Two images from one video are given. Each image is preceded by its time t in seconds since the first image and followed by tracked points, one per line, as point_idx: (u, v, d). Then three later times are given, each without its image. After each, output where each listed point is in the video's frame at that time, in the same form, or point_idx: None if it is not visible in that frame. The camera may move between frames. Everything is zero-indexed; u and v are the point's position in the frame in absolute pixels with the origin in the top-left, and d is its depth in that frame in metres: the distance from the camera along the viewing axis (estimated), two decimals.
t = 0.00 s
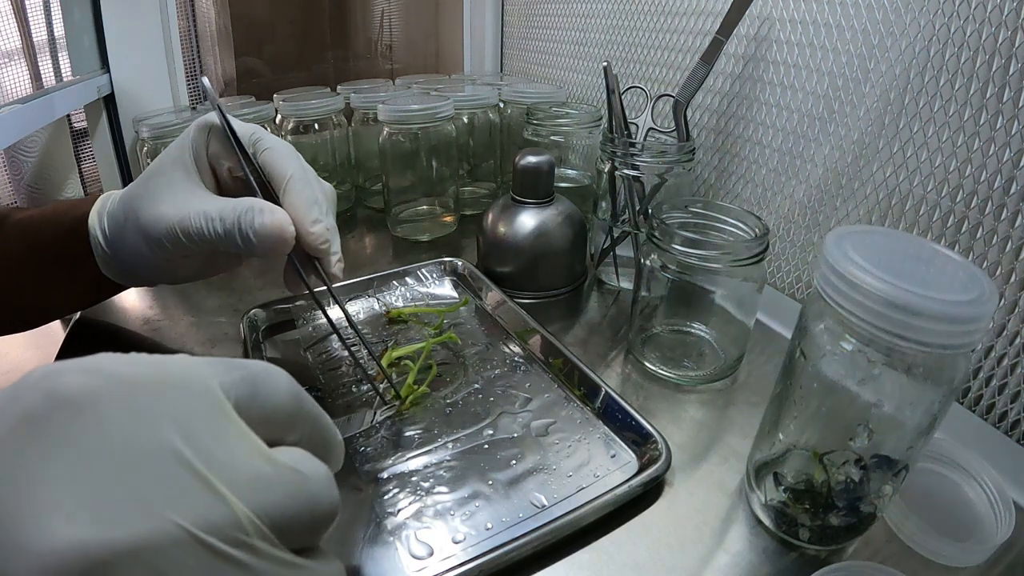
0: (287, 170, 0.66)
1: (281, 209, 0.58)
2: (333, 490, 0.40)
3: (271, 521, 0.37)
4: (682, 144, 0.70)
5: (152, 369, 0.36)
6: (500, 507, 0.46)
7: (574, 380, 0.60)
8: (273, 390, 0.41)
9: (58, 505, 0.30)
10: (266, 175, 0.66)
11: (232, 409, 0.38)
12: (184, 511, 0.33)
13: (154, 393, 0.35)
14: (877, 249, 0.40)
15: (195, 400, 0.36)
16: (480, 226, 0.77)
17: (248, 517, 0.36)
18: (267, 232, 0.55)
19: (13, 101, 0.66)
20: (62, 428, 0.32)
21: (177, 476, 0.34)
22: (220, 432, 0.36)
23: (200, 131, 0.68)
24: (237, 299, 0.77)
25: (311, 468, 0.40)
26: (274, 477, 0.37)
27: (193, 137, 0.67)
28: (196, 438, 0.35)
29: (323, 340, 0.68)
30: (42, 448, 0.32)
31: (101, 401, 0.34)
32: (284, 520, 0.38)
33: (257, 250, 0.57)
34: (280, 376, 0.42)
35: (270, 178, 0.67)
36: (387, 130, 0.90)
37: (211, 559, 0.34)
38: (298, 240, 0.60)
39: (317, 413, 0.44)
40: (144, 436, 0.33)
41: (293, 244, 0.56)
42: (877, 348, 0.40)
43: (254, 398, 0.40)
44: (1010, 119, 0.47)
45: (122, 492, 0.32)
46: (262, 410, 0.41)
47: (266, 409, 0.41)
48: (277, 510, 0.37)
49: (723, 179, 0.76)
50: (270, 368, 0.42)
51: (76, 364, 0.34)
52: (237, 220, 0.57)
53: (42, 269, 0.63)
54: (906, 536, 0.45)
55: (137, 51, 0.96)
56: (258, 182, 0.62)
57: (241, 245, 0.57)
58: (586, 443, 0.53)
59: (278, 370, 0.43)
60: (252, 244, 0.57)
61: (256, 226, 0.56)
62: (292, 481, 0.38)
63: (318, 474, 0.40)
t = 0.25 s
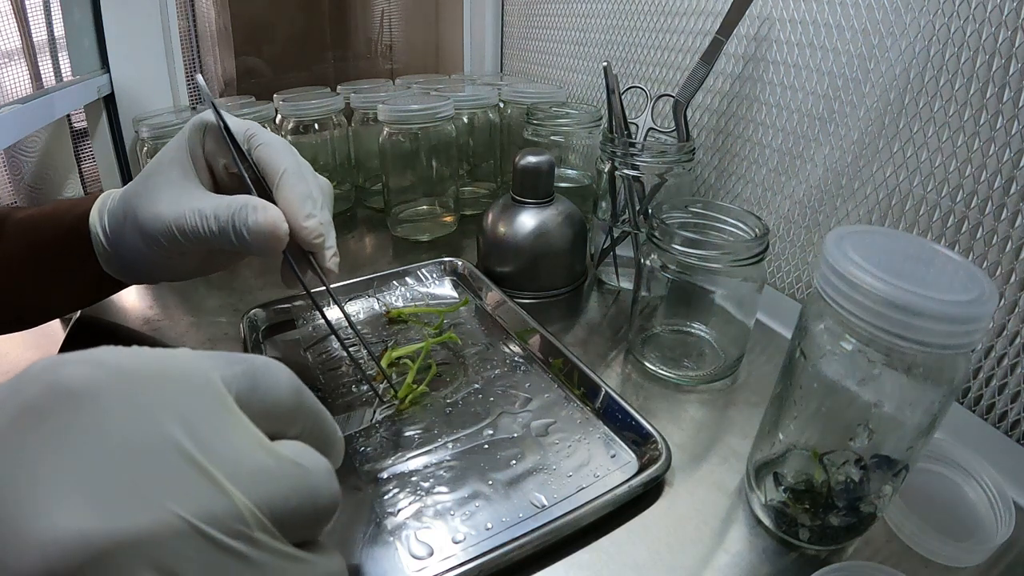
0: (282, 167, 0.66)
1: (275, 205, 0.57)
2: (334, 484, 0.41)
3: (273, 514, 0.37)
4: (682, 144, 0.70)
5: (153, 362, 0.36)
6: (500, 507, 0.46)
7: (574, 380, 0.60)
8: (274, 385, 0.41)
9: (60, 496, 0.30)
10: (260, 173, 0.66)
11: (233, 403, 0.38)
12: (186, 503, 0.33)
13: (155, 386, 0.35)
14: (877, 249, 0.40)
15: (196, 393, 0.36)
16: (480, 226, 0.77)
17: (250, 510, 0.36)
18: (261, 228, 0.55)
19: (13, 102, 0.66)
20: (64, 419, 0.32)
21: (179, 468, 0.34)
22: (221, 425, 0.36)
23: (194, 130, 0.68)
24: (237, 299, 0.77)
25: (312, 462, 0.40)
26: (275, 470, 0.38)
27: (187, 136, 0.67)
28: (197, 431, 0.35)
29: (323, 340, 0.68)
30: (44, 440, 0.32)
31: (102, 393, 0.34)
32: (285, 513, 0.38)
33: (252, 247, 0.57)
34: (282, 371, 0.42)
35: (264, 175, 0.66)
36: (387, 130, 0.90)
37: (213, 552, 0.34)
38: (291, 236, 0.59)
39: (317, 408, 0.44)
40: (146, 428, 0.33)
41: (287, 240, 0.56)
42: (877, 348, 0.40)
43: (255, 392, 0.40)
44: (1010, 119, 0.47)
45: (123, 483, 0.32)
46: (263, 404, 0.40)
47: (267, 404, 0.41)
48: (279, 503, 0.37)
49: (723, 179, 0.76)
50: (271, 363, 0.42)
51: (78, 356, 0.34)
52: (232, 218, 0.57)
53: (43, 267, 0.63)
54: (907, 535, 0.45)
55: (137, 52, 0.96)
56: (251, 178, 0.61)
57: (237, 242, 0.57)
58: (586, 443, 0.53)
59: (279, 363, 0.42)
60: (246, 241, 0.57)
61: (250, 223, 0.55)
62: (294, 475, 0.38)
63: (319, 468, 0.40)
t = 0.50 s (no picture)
0: (278, 172, 0.66)
1: (272, 211, 0.57)
2: (332, 486, 0.40)
3: (270, 515, 0.37)
4: (682, 144, 0.70)
5: (151, 364, 0.36)
6: (500, 507, 0.46)
7: (574, 380, 0.60)
8: (271, 386, 0.41)
9: (57, 495, 0.30)
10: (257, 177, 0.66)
11: (231, 404, 0.38)
12: (183, 502, 0.33)
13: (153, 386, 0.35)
14: (877, 249, 0.40)
15: (193, 394, 0.36)
16: (480, 226, 0.77)
17: (247, 509, 0.36)
18: (260, 235, 0.55)
19: (13, 102, 0.66)
20: (62, 419, 0.32)
21: (176, 468, 0.34)
22: (218, 425, 0.36)
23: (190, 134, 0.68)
24: (238, 299, 0.77)
25: (310, 463, 0.39)
26: (272, 469, 0.37)
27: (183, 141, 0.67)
28: (194, 431, 0.35)
29: (323, 340, 0.68)
30: (42, 440, 0.32)
31: (100, 393, 0.34)
32: (283, 514, 0.38)
33: (250, 253, 0.57)
34: (280, 372, 0.42)
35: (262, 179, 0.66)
36: (387, 130, 0.90)
37: (210, 550, 0.34)
38: (289, 242, 0.60)
39: (315, 409, 0.44)
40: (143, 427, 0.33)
41: (285, 246, 0.56)
42: (877, 348, 0.40)
43: (253, 392, 0.40)
44: (1010, 119, 0.47)
45: (120, 482, 0.32)
46: (260, 405, 0.40)
47: (265, 404, 0.40)
48: (276, 503, 0.37)
49: (723, 179, 0.76)
50: (269, 364, 0.41)
51: (76, 358, 0.35)
52: (229, 224, 0.57)
53: (43, 268, 0.63)
54: (907, 535, 0.45)
55: (137, 51, 0.96)
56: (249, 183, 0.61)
57: (235, 248, 0.57)
58: (586, 443, 0.53)
59: (277, 365, 0.42)
60: (245, 248, 0.57)
61: (247, 229, 0.56)
62: (291, 474, 0.38)
63: (316, 468, 0.39)
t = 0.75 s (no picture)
0: (276, 174, 0.66)
1: (271, 213, 0.57)
2: (325, 475, 0.40)
3: (265, 503, 0.37)
4: (682, 144, 0.70)
5: (148, 355, 0.36)
6: (500, 507, 0.46)
7: (574, 380, 0.60)
8: (269, 380, 0.41)
9: (55, 483, 0.30)
10: (255, 179, 0.66)
11: (227, 397, 0.38)
12: (181, 491, 0.33)
13: (150, 378, 0.35)
14: (877, 249, 0.40)
15: (190, 385, 0.36)
16: (480, 226, 0.77)
17: (243, 499, 0.36)
18: (260, 238, 0.55)
19: (13, 102, 0.66)
20: (60, 408, 0.32)
21: (173, 457, 0.34)
22: (214, 417, 0.36)
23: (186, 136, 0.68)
24: (238, 299, 0.77)
25: (302, 452, 0.40)
26: (268, 459, 0.37)
27: (179, 143, 0.67)
28: (191, 421, 0.35)
29: (323, 340, 0.68)
30: (39, 428, 0.32)
31: (97, 383, 0.34)
32: (278, 503, 0.38)
33: (250, 255, 0.57)
34: (277, 366, 0.42)
35: (259, 181, 0.67)
36: (387, 130, 0.90)
37: (207, 539, 0.34)
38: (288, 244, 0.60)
39: (310, 403, 0.44)
40: (140, 417, 0.33)
41: (284, 248, 0.56)
42: (877, 348, 0.40)
43: (250, 385, 0.40)
44: (1010, 119, 0.47)
45: (118, 471, 0.32)
46: (257, 398, 0.40)
47: (261, 398, 0.40)
48: (271, 492, 0.37)
49: (723, 179, 0.76)
50: (266, 360, 0.41)
51: (73, 348, 0.35)
52: (229, 226, 0.57)
53: (42, 268, 0.64)
54: (907, 536, 0.45)
55: (137, 52, 0.96)
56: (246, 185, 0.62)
57: (234, 250, 0.57)
58: (586, 443, 0.53)
59: (274, 359, 0.42)
60: (244, 250, 0.57)
61: (247, 232, 0.56)
62: (286, 464, 0.38)
63: (309, 459, 0.40)
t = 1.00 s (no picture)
0: (274, 176, 0.66)
1: (269, 216, 0.58)
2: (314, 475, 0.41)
3: (255, 502, 0.38)
4: (682, 144, 0.70)
5: (146, 355, 0.36)
6: (500, 507, 0.46)
7: (574, 380, 0.60)
8: (263, 383, 0.41)
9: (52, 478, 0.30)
10: (252, 181, 0.66)
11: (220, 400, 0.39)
12: (176, 489, 0.33)
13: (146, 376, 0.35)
14: (877, 249, 0.40)
15: (184, 386, 0.37)
16: (480, 226, 0.77)
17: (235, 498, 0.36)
18: (258, 242, 0.55)
19: (13, 102, 0.66)
20: (56, 405, 0.32)
21: (168, 456, 0.34)
22: (207, 417, 0.37)
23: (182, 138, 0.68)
24: (237, 299, 0.77)
25: (292, 453, 0.40)
26: (259, 459, 0.38)
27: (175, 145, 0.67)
28: (186, 420, 0.36)
29: (322, 340, 0.68)
30: (35, 424, 0.31)
31: (94, 379, 0.34)
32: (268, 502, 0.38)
33: (248, 258, 0.57)
34: (270, 370, 0.42)
35: (256, 182, 0.67)
36: (387, 130, 0.90)
37: (201, 536, 0.34)
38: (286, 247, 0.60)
39: (304, 406, 0.44)
40: (137, 415, 0.34)
41: (282, 250, 0.56)
42: (877, 348, 0.40)
43: (243, 387, 0.40)
44: (1010, 119, 0.47)
45: (115, 468, 0.32)
46: (249, 400, 0.41)
47: (254, 401, 0.41)
48: (262, 491, 0.38)
49: (723, 179, 0.76)
50: (262, 363, 0.42)
51: (68, 343, 0.34)
52: (226, 228, 0.57)
53: (42, 268, 0.63)
54: (906, 536, 0.45)
55: (137, 52, 0.96)
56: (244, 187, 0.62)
57: (232, 252, 0.58)
58: (586, 443, 0.53)
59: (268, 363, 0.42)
60: (241, 253, 0.57)
61: (245, 234, 0.56)
62: (277, 464, 0.39)
63: (301, 462, 0.40)
